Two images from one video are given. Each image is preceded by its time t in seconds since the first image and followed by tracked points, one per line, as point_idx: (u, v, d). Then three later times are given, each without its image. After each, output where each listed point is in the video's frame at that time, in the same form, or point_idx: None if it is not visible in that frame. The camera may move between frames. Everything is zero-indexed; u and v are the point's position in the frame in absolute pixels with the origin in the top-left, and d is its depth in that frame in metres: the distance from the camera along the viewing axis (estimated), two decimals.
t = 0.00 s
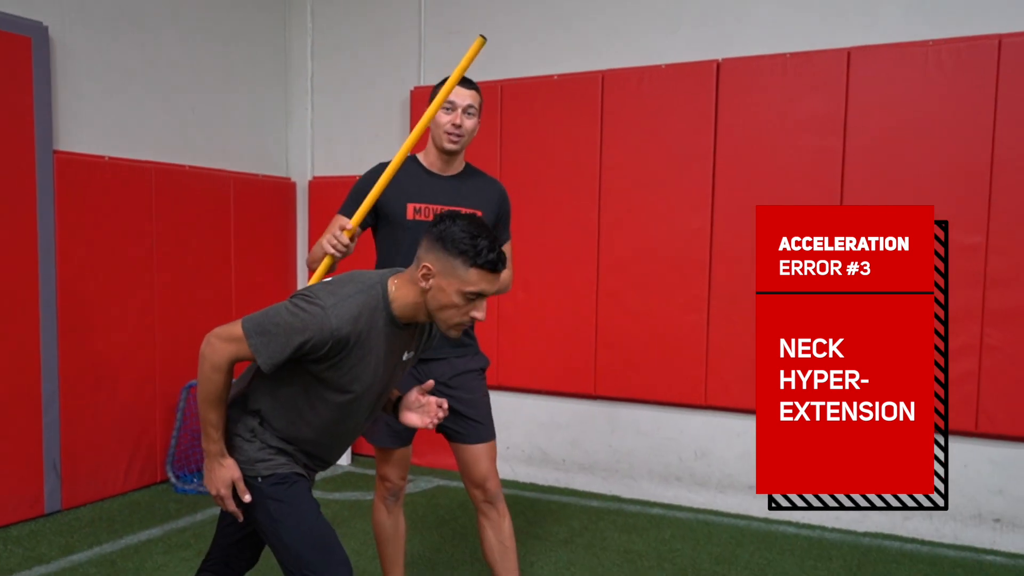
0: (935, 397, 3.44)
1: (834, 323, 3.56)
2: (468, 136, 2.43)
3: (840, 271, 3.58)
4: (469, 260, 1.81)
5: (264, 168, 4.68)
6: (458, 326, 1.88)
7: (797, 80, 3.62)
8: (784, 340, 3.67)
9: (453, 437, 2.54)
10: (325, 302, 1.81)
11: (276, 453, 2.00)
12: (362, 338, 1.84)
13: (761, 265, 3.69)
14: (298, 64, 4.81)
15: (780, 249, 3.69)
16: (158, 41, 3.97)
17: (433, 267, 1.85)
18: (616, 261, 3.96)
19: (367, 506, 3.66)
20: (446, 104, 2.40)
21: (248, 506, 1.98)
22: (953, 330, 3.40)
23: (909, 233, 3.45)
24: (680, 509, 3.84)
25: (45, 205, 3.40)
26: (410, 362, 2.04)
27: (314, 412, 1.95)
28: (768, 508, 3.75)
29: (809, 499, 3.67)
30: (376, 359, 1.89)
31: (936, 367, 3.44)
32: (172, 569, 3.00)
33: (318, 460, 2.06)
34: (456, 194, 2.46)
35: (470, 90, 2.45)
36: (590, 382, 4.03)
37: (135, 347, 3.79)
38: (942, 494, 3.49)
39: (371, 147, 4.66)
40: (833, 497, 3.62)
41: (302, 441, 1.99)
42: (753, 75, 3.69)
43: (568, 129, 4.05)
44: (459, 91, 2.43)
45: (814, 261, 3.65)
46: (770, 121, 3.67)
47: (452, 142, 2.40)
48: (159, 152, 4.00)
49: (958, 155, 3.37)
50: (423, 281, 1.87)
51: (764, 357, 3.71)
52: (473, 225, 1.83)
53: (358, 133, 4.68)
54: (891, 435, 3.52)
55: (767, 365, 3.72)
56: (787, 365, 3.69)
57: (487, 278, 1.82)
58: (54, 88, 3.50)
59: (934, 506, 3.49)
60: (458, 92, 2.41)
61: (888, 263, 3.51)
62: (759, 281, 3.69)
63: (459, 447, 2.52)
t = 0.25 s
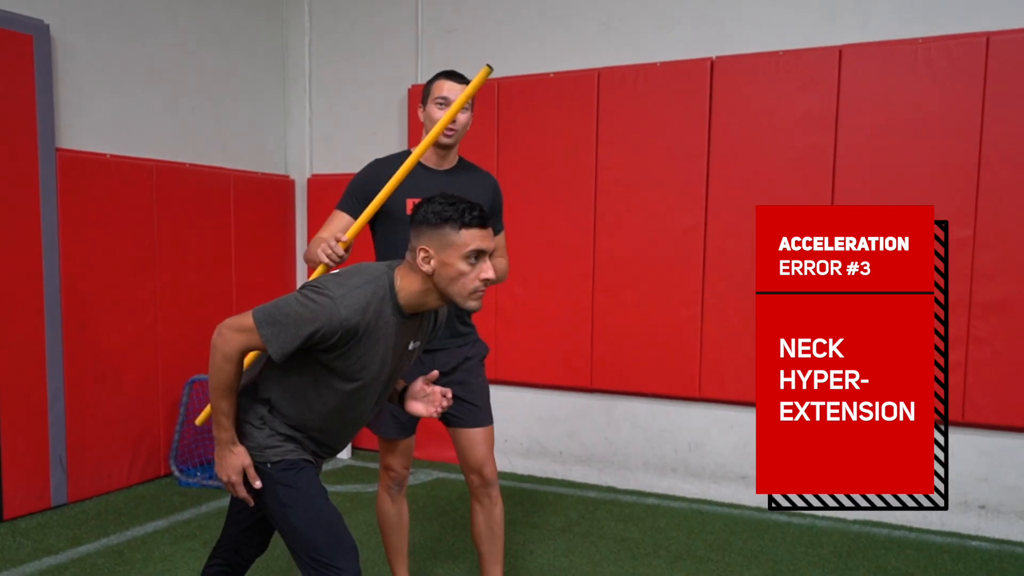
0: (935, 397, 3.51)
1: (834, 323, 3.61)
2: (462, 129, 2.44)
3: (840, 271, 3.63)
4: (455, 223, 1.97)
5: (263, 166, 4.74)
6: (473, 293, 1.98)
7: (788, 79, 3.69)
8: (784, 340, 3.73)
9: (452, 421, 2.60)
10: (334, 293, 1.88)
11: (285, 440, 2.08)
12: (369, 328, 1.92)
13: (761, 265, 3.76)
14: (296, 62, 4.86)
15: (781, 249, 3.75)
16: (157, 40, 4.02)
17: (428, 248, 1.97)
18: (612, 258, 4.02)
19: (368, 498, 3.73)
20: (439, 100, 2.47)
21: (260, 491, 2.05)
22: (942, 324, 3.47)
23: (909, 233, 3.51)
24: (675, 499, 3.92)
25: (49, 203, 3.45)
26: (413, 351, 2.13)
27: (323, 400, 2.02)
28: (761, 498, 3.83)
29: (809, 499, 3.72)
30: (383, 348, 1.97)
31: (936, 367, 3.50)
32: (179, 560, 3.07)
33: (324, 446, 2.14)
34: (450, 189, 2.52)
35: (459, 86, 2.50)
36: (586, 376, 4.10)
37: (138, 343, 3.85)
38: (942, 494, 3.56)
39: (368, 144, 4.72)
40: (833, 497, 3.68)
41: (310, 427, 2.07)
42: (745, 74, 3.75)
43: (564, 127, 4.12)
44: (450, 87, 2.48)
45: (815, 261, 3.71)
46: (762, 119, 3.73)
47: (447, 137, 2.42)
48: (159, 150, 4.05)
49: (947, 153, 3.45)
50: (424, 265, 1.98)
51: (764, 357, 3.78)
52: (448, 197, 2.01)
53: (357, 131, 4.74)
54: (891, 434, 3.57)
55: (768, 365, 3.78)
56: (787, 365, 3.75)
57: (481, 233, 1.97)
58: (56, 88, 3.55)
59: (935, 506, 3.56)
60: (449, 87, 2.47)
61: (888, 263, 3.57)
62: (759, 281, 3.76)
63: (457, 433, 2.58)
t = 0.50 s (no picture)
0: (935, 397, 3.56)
1: (834, 323, 3.66)
2: (471, 127, 2.51)
3: (840, 271, 3.67)
4: (443, 203, 2.06)
5: (265, 165, 4.81)
6: (473, 265, 2.05)
7: (780, 76, 3.74)
8: (784, 340, 3.78)
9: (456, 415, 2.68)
10: (340, 283, 1.95)
11: (292, 428, 2.15)
12: (374, 319, 1.99)
13: (762, 265, 3.81)
14: (298, 62, 4.93)
15: (781, 249, 3.80)
16: (161, 41, 4.09)
17: (422, 233, 2.06)
18: (609, 254, 4.08)
19: (370, 490, 3.80)
20: (445, 100, 2.52)
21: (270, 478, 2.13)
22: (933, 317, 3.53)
23: (909, 233, 3.55)
24: (672, 491, 3.98)
25: (57, 201, 3.52)
26: (416, 340, 2.21)
27: (329, 389, 2.10)
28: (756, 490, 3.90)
29: (809, 499, 3.73)
30: (387, 337, 2.05)
31: (936, 367, 3.55)
32: (187, 550, 3.14)
33: (330, 434, 2.22)
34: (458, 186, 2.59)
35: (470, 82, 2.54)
36: (584, 370, 4.16)
37: (144, 338, 3.92)
38: (942, 494, 3.60)
39: (369, 143, 4.79)
40: (833, 497, 3.70)
41: (316, 416, 2.15)
42: (739, 72, 3.81)
43: (561, 125, 4.18)
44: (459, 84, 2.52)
45: (815, 261, 3.76)
46: (757, 116, 3.80)
47: (456, 134, 2.50)
48: (164, 149, 4.13)
49: (938, 149, 3.51)
50: (421, 249, 2.06)
51: (765, 356, 3.83)
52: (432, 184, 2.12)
53: (357, 130, 4.81)
54: (891, 435, 3.61)
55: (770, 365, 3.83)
56: (787, 366, 3.80)
57: (470, 208, 2.07)
58: (63, 88, 3.62)
59: (934, 506, 3.61)
60: (455, 85, 2.51)
61: (888, 263, 3.61)
62: (760, 281, 3.81)
63: (458, 424, 2.66)
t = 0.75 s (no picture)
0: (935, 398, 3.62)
1: (834, 323, 3.70)
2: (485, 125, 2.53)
3: (840, 271, 3.73)
4: (444, 196, 2.14)
5: (273, 163, 4.89)
6: (474, 255, 2.12)
7: (781, 74, 3.80)
8: (784, 340, 3.83)
9: (464, 408, 2.74)
10: (342, 272, 2.02)
11: (300, 416, 2.22)
12: (376, 307, 2.06)
13: (762, 265, 3.87)
14: (305, 63, 5.01)
15: (782, 249, 3.86)
16: (171, 43, 4.16)
17: (424, 225, 2.14)
18: (612, 251, 4.14)
19: (375, 483, 3.87)
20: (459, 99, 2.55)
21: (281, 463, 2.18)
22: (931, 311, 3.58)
23: (909, 233, 3.61)
24: (674, 484, 4.03)
25: (71, 200, 3.59)
26: (418, 329, 2.27)
27: (335, 376, 2.16)
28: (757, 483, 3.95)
29: (809, 499, 3.72)
30: (390, 325, 2.11)
31: (936, 367, 3.60)
32: (198, 540, 3.21)
33: (337, 422, 2.28)
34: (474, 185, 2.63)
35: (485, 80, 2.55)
36: (587, 365, 4.22)
37: (155, 334, 3.99)
38: (941, 494, 3.65)
39: (375, 143, 4.85)
40: (833, 497, 3.70)
41: (323, 404, 2.21)
42: (740, 71, 3.87)
43: (565, 123, 4.24)
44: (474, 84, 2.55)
45: (815, 261, 3.81)
46: (757, 114, 3.85)
47: (470, 134, 2.52)
48: (174, 149, 4.20)
49: (936, 146, 3.56)
50: (423, 240, 2.13)
51: (765, 356, 3.88)
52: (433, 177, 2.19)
53: (364, 130, 4.88)
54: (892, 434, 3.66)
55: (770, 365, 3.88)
56: (787, 365, 3.84)
57: (472, 199, 2.15)
58: (76, 89, 3.69)
59: (934, 506, 3.64)
60: (468, 84, 2.52)
61: (888, 263, 3.67)
62: (760, 281, 3.87)
63: (466, 417, 2.71)
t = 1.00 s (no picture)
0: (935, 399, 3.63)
1: (834, 324, 3.75)
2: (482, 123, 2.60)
3: (840, 271, 3.78)
4: (450, 188, 2.18)
5: (285, 163, 4.96)
6: (480, 246, 2.17)
7: (786, 73, 3.83)
8: (784, 340, 3.88)
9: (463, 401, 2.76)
10: (352, 264, 2.06)
11: (310, 407, 2.26)
12: (384, 298, 2.10)
13: (762, 264, 3.91)
14: (317, 65, 5.08)
15: (781, 248, 3.90)
16: (186, 45, 4.24)
17: (431, 216, 2.18)
18: (619, 249, 4.18)
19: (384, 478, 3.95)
20: (455, 96, 2.58)
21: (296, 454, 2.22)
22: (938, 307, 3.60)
23: (909, 233, 3.64)
24: (681, 480, 4.06)
25: (88, 198, 3.66)
26: (424, 320, 2.32)
27: (344, 366, 2.21)
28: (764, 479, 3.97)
29: (809, 499, 3.71)
30: (397, 316, 2.15)
31: (936, 367, 3.62)
32: (210, 532, 3.26)
33: (345, 413, 2.32)
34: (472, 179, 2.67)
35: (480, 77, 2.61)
36: (596, 362, 4.25)
37: (169, 331, 4.06)
38: (942, 495, 3.66)
39: (385, 143, 4.92)
40: (833, 497, 3.70)
41: (332, 394, 2.25)
42: (746, 69, 3.90)
43: (572, 123, 4.29)
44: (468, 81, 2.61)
45: (815, 261, 3.86)
46: (763, 113, 3.88)
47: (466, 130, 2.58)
48: (188, 149, 4.27)
49: (942, 142, 3.58)
50: (429, 231, 2.18)
51: (765, 356, 3.92)
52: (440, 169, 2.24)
53: (374, 130, 4.94)
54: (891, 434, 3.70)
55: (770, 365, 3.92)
56: (787, 366, 3.90)
57: (479, 192, 2.20)
58: (94, 90, 3.77)
59: (935, 506, 3.65)
60: (464, 82, 2.56)
61: (888, 263, 3.72)
62: (760, 281, 3.91)
63: (465, 411, 2.73)
